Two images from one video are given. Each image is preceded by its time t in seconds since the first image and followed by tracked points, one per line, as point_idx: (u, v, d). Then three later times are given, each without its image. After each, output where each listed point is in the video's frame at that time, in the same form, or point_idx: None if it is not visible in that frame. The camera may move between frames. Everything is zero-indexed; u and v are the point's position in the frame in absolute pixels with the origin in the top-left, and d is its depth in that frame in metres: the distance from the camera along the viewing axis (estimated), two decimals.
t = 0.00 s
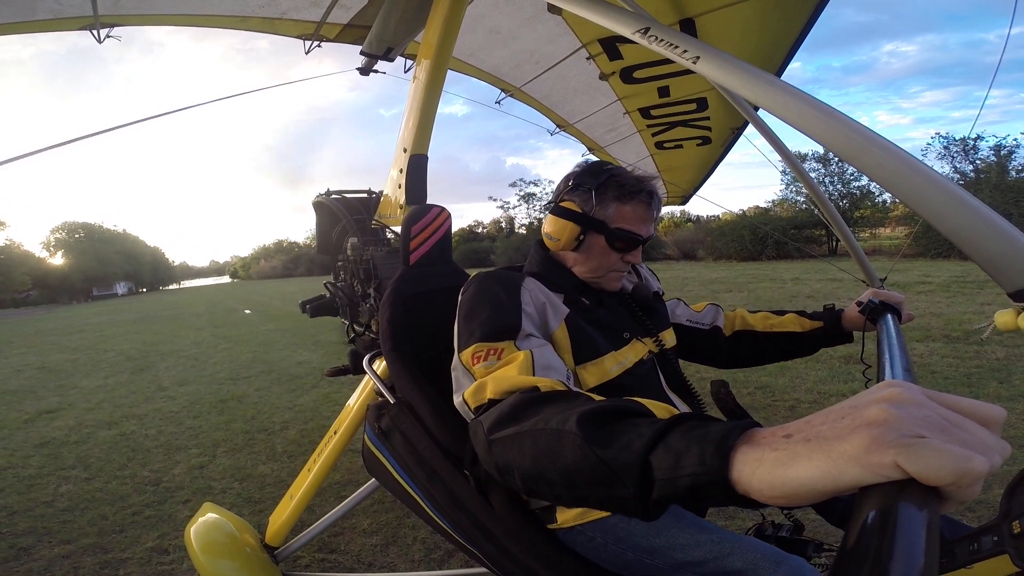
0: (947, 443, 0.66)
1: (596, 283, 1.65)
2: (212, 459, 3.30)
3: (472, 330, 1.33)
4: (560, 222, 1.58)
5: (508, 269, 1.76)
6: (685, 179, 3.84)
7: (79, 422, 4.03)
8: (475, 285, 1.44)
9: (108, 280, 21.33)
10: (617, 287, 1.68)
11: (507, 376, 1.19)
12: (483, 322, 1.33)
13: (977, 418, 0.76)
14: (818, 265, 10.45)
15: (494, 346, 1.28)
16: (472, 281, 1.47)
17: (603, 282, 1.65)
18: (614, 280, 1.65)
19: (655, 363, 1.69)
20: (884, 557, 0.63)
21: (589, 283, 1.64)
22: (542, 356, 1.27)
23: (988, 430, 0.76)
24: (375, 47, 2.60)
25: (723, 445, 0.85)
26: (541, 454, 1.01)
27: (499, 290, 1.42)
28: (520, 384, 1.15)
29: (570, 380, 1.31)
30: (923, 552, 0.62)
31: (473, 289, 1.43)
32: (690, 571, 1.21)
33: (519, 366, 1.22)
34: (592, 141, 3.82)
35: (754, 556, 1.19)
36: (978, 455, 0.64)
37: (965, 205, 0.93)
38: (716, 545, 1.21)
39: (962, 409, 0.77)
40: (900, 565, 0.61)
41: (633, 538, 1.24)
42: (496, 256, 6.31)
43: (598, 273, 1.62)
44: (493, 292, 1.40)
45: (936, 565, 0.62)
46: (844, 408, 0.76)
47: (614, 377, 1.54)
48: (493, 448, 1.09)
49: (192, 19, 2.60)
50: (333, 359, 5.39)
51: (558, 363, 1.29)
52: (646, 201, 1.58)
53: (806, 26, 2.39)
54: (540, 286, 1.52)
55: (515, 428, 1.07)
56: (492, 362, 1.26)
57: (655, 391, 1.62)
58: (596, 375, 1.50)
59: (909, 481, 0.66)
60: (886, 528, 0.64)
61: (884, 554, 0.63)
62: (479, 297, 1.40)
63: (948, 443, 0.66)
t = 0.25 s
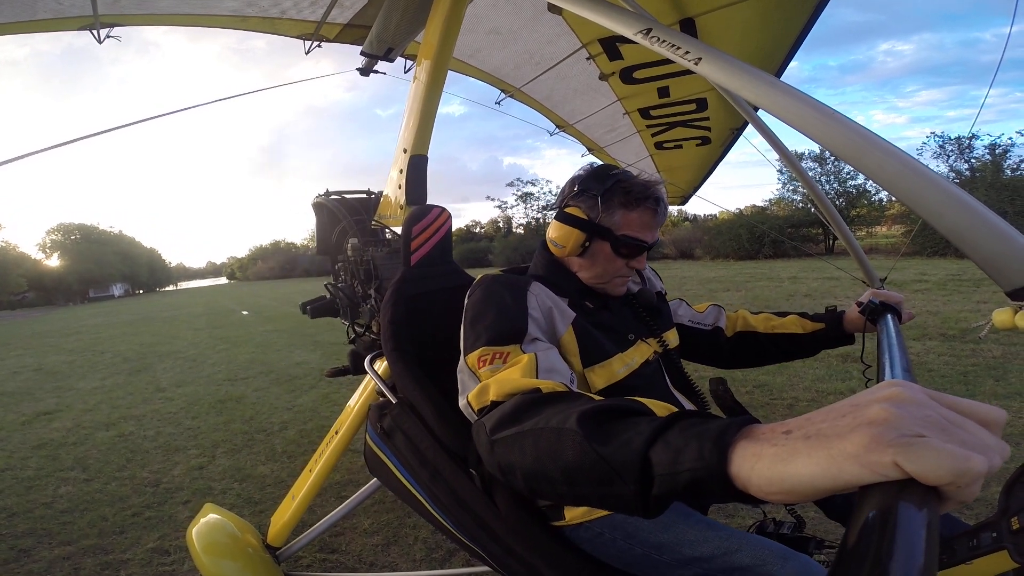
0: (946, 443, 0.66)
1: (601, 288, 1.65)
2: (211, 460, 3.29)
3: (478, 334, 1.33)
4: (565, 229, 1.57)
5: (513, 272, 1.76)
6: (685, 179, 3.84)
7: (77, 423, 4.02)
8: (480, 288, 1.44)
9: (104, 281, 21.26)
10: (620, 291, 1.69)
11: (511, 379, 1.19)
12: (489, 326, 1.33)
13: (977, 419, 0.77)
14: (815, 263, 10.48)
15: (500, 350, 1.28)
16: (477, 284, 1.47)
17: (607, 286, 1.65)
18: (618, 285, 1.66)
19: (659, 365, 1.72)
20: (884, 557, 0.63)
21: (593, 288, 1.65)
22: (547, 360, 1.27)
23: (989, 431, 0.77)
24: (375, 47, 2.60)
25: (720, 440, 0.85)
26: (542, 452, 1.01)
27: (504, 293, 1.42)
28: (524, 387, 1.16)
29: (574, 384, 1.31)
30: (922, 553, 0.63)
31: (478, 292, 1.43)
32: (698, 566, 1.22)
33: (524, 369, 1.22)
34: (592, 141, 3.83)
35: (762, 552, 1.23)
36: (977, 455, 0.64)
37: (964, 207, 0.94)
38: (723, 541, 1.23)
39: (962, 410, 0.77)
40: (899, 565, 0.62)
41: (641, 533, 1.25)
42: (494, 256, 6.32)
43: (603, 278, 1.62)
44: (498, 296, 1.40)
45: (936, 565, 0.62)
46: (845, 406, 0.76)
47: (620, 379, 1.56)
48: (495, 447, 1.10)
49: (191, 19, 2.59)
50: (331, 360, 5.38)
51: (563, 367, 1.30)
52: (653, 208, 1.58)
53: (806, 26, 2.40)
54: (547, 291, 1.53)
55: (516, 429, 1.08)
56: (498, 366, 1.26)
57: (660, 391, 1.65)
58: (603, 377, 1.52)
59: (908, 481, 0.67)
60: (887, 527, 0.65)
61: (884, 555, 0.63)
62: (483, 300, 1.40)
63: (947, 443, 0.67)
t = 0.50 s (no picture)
0: (946, 443, 0.66)
1: (602, 287, 1.65)
2: (210, 460, 3.29)
3: (480, 334, 1.33)
4: (565, 229, 1.58)
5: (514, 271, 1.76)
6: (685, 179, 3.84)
7: (75, 424, 4.01)
8: (482, 288, 1.45)
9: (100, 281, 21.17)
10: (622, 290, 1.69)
11: (512, 380, 1.19)
12: (491, 327, 1.33)
13: (977, 420, 0.77)
14: (812, 262, 10.52)
15: (502, 351, 1.28)
16: (481, 285, 1.48)
17: (608, 285, 1.65)
18: (620, 284, 1.66)
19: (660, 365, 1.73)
20: (884, 557, 0.63)
21: (595, 287, 1.65)
22: (548, 361, 1.27)
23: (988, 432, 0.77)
24: (375, 47, 2.59)
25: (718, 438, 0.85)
26: (543, 452, 1.02)
27: (505, 293, 1.42)
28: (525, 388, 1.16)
29: (575, 385, 1.31)
30: (923, 552, 0.62)
31: (480, 292, 1.44)
32: (699, 567, 1.22)
33: (526, 369, 1.23)
34: (591, 141, 3.84)
35: (763, 552, 1.24)
36: (976, 455, 0.64)
37: (962, 208, 0.94)
38: (724, 542, 1.25)
39: (963, 409, 0.77)
40: (899, 565, 0.61)
41: (642, 534, 1.25)
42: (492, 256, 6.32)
43: (605, 277, 1.62)
44: (499, 296, 1.40)
45: (936, 565, 0.62)
46: (845, 404, 0.77)
47: (624, 379, 1.57)
48: (498, 447, 1.10)
49: (191, 19, 2.59)
50: (330, 360, 5.38)
51: (564, 367, 1.30)
52: (652, 205, 1.59)
53: (806, 27, 2.41)
54: (550, 292, 1.53)
55: (518, 428, 1.08)
56: (500, 366, 1.26)
57: (661, 390, 1.66)
58: (607, 377, 1.53)
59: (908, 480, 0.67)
60: (887, 527, 0.64)
61: (883, 555, 0.63)
62: (485, 300, 1.41)
63: (947, 442, 0.67)
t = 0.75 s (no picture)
0: (945, 443, 0.67)
1: (611, 284, 1.67)
2: (208, 463, 3.28)
3: (482, 334, 1.33)
4: (571, 228, 1.60)
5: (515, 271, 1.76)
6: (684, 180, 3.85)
7: (72, 428, 3.99)
8: (483, 288, 1.45)
9: (96, 285, 21.10)
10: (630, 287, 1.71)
11: (511, 382, 1.19)
12: (492, 327, 1.33)
13: (977, 419, 0.78)
14: (809, 263, 10.56)
15: (503, 351, 1.28)
16: (483, 284, 1.48)
17: (617, 283, 1.67)
18: (628, 280, 1.68)
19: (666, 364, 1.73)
20: (884, 557, 0.62)
21: (603, 286, 1.67)
22: (548, 363, 1.27)
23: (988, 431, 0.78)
24: (375, 48, 2.60)
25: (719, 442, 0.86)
26: (544, 457, 1.02)
27: (506, 294, 1.42)
28: (523, 391, 1.16)
29: (575, 386, 1.31)
30: (923, 551, 0.62)
31: (482, 292, 1.44)
32: (709, 565, 1.23)
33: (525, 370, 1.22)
34: (591, 141, 3.84)
35: (776, 548, 1.24)
36: (975, 455, 0.65)
37: (967, 203, 0.94)
38: (734, 539, 1.25)
39: (963, 409, 0.78)
40: (898, 565, 0.61)
41: (650, 533, 1.27)
42: (489, 258, 6.32)
43: (613, 275, 1.64)
44: (500, 297, 1.40)
45: (936, 565, 0.61)
46: (845, 406, 0.77)
47: (629, 377, 1.57)
48: (498, 452, 1.10)
49: (191, 20, 2.59)
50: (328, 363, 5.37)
51: (564, 368, 1.29)
52: (657, 201, 1.62)
53: (805, 27, 2.42)
54: (553, 291, 1.53)
55: (518, 433, 1.08)
56: (499, 367, 1.26)
57: (667, 389, 1.66)
58: (612, 376, 1.53)
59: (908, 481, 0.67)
60: (887, 527, 0.64)
61: (884, 555, 0.62)
62: (486, 300, 1.41)
63: (947, 442, 0.67)
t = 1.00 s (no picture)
0: (945, 443, 0.66)
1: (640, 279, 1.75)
2: (206, 468, 3.26)
3: (489, 324, 1.33)
4: (617, 225, 1.61)
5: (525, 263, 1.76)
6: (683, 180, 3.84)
7: (69, 433, 3.97)
8: (490, 280, 1.44)
9: (92, 291, 21.02)
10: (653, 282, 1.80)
11: (511, 382, 1.18)
12: (499, 319, 1.32)
13: (980, 422, 0.77)
14: (807, 264, 10.58)
15: (507, 345, 1.28)
16: (492, 274, 1.47)
17: (645, 278, 1.75)
18: (654, 275, 1.77)
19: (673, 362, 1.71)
20: (883, 557, 0.61)
21: (633, 280, 1.73)
22: (550, 362, 1.26)
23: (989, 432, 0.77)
24: (375, 47, 2.60)
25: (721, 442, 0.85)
26: (541, 458, 1.00)
27: (514, 287, 1.41)
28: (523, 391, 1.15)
29: (575, 387, 1.30)
30: (922, 553, 0.60)
31: (489, 283, 1.44)
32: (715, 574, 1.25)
33: (527, 368, 1.22)
34: (591, 142, 3.85)
35: (781, 557, 1.30)
36: (976, 455, 0.64)
37: (977, 194, 0.92)
38: (740, 548, 1.28)
39: (964, 410, 0.77)
40: (897, 565, 0.59)
41: (654, 541, 1.26)
42: (488, 260, 6.32)
43: (646, 270, 1.72)
44: (509, 289, 1.40)
45: (936, 567, 0.60)
46: (845, 407, 0.77)
47: (637, 374, 1.55)
48: (493, 453, 1.09)
49: (191, 20, 2.59)
50: (327, 367, 5.35)
51: (566, 369, 1.29)
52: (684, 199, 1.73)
53: (804, 26, 2.43)
54: (564, 283, 1.53)
55: (513, 433, 1.07)
56: (502, 362, 1.25)
57: (673, 388, 1.63)
58: (621, 370, 1.51)
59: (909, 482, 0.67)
60: (887, 528, 0.63)
61: (883, 555, 0.61)
62: (493, 292, 1.40)
63: (947, 443, 0.67)
